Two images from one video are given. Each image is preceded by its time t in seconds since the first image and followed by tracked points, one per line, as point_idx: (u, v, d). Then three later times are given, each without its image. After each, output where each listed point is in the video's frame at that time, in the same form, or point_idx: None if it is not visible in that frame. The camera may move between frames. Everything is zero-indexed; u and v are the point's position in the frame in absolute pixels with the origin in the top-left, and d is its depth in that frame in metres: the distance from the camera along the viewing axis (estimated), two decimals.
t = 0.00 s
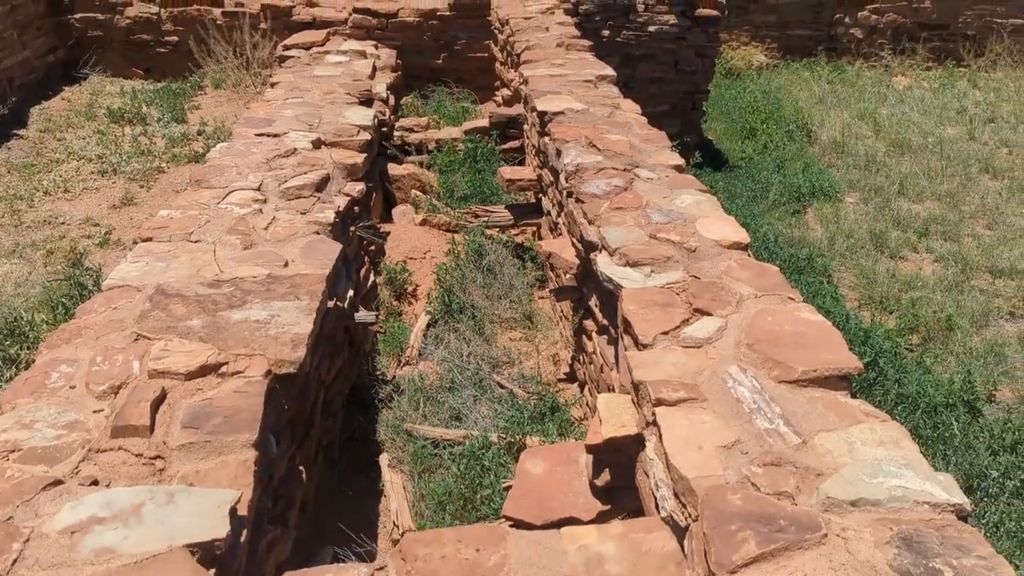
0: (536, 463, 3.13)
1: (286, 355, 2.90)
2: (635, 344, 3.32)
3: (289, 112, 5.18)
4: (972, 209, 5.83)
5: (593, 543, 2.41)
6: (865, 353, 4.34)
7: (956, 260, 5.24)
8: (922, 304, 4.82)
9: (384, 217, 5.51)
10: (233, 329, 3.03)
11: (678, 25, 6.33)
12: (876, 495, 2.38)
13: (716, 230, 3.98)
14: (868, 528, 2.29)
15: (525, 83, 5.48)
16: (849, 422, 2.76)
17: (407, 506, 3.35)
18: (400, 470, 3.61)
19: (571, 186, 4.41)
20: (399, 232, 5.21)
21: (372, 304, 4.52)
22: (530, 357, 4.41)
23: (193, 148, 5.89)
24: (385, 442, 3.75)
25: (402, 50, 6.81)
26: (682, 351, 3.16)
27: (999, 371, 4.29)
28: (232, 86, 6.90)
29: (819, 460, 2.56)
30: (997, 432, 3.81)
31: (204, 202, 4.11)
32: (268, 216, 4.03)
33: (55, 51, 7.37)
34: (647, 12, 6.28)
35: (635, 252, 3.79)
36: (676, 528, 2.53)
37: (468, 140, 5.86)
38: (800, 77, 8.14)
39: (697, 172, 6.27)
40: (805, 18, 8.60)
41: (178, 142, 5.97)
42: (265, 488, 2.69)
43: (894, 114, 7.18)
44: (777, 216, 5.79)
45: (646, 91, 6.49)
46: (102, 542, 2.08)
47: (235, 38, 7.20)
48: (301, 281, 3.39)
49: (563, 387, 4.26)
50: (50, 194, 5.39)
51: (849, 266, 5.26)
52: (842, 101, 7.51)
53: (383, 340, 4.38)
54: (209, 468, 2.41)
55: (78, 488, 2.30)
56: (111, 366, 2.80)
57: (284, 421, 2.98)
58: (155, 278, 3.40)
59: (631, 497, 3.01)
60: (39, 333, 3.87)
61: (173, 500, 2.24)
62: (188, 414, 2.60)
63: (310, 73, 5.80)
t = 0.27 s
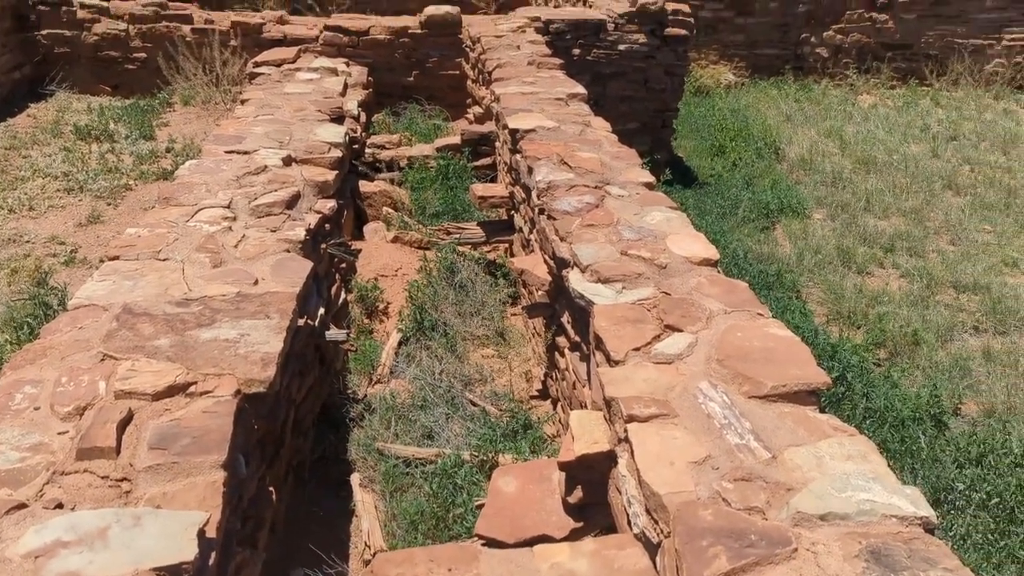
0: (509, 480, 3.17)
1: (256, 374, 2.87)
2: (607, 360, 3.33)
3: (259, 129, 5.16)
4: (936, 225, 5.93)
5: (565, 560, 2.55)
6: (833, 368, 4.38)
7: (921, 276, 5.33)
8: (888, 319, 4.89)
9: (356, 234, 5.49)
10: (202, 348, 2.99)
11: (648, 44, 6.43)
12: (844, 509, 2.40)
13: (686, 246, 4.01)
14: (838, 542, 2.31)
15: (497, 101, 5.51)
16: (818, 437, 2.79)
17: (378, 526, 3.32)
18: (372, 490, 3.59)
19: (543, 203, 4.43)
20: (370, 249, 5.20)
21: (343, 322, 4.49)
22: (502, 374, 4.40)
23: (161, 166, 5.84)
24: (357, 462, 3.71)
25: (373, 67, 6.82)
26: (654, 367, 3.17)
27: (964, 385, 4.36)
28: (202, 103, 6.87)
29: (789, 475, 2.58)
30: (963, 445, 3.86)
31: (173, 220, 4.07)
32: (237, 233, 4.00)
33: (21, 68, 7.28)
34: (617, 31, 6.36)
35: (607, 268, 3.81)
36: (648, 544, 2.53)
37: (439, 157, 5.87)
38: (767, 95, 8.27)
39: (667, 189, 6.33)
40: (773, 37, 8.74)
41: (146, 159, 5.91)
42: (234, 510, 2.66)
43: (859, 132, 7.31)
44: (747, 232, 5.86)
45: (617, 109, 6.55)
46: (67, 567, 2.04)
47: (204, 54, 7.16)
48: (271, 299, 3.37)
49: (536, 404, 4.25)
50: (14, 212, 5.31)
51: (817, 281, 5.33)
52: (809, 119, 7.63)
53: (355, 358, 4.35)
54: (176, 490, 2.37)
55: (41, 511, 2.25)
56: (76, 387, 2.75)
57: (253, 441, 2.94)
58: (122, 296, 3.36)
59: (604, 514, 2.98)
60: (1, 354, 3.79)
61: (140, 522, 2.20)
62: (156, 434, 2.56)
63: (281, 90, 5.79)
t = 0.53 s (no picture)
0: (474, 504, 3.14)
1: (218, 400, 2.84)
2: (572, 381, 3.34)
3: (222, 151, 5.12)
4: (893, 245, 6.06)
5: None
6: (795, 387, 4.44)
7: (879, 295, 5.44)
8: (848, 338, 4.98)
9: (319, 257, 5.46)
10: (162, 373, 2.95)
11: (610, 67, 6.51)
12: (806, 527, 2.43)
13: (649, 268, 4.05)
14: (799, 561, 2.33)
15: (462, 123, 5.53)
16: (780, 456, 2.82)
17: (342, 552, 3.29)
18: (336, 516, 3.55)
19: (508, 225, 4.44)
20: (334, 271, 5.17)
21: (307, 345, 4.45)
22: (468, 397, 4.39)
23: (121, 188, 5.76)
24: (320, 487, 3.67)
25: (338, 90, 6.82)
26: (618, 388, 3.19)
27: (922, 402, 4.44)
28: (163, 124, 6.81)
29: (751, 494, 2.60)
30: (921, 461, 3.92)
31: (132, 243, 4.02)
32: (199, 256, 3.95)
33: None
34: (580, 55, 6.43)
35: (571, 290, 3.83)
36: (613, 566, 2.54)
37: (404, 179, 5.88)
38: (728, 118, 8.42)
39: (630, 211, 6.39)
40: (733, 61, 8.90)
41: (105, 182, 5.83)
42: (195, 538, 2.61)
43: (818, 154, 7.46)
44: (709, 253, 5.94)
45: (581, 131, 6.61)
46: None
47: (166, 76, 7.10)
48: (233, 323, 3.33)
49: (502, 427, 4.24)
50: None
51: (779, 300, 5.41)
52: (769, 142, 7.77)
53: (318, 381, 4.31)
54: (135, 519, 2.32)
55: None
56: (32, 415, 2.69)
57: (215, 468, 2.89)
58: (79, 321, 3.30)
59: (569, 537, 2.96)
60: None
61: (96, 553, 2.15)
62: (114, 462, 2.51)
63: (244, 112, 5.76)
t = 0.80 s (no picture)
0: (438, 529, 3.18)
1: (175, 428, 2.79)
2: (535, 405, 3.33)
3: (181, 175, 5.06)
4: (850, 266, 6.18)
5: None
6: (756, 407, 4.48)
7: (836, 315, 5.54)
8: (807, 358, 5.05)
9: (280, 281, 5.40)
10: (117, 402, 2.89)
11: (572, 92, 6.57)
12: (767, 547, 2.45)
13: (611, 290, 4.07)
14: None
15: (424, 147, 5.54)
16: (740, 476, 2.84)
17: None
18: (296, 544, 3.49)
19: (470, 248, 4.45)
20: (295, 296, 5.13)
21: (267, 371, 4.39)
22: (431, 422, 4.37)
23: (77, 213, 5.66)
24: (281, 515, 3.61)
25: (299, 113, 6.80)
26: (581, 412, 3.20)
27: (879, 421, 4.51)
28: (120, 147, 6.74)
29: (713, 515, 2.62)
30: (880, 479, 3.98)
31: (88, 269, 3.94)
32: (156, 282, 3.90)
33: None
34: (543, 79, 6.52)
35: (534, 313, 3.84)
36: None
37: (367, 202, 5.87)
38: (687, 141, 8.55)
39: (593, 233, 6.44)
40: (692, 86, 9.05)
41: (60, 206, 5.73)
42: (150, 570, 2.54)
43: (776, 177, 7.60)
44: (671, 274, 6.00)
45: (543, 154, 6.65)
46: None
47: (123, 99, 7.02)
48: (191, 349, 3.27)
49: (465, 451, 4.22)
50: None
51: (739, 321, 5.48)
52: (728, 165, 7.90)
53: (279, 408, 4.25)
54: (90, 552, 2.26)
55: None
56: None
57: (172, 497, 2.84)
58: (31, 349, 3.22)
59: (532, 562, 2.94)
60: None
61: None
62: (68, 494, 2.45)
63: (204, 135, 5.71)
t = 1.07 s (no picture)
0: (398, 559, 3.14)
1: (129, 459, 2.73)
2: (497, 430, 3.33)
3: (136, 200, 4.98)
4: (805, 287, 6.29)
5: None
6: (716, 428, 4.51)
7: (793, 335, 5.63)
8: (765, 378, 5.11)
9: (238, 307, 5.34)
10: (69, 434, 2.82)
11: (532, 116, 6.62)
12: (726, 570, 2.46)
13: (572, 314, 4.08)
14: None
15: (384, 171, 5.54)
16: (700, 499, 2.86)
17: None
18: None
19: (431, 273, 4.44)
20: (253, 322, 5.07)
21: (224, 400, 4.31)
22: (391, 448, 4.33)
23: (27, 239, 5.54)
24: (238, 547, 3.54)
25: (257, 137, 6.75)
26: (542, 437, 3.19)
27: (836, 441, 4.58)
28: (73, 172, 6.66)
29: (673, 539, 2.63)
30: (837, 498, 4.03)
31: (38, 297, 3.85)
32: (110, 310, 3.82)
33: None
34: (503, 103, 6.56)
35: (495, 338, 3.83)
36: None
37: (326, 227, 5.85)
38: (646, 164, 8.67)
39: (554, 256, 6.47)
40: (650, 110, 9.19)
41: (10, 233, 5.60)
42: None
43: (733, 200, 7.73)
44: (632, 296, 6.04)
45: (504, 177, 6.68)
46: None
47: (77, 123, 6.91)
48: (146, 378, 3.21)
49: (426, 477, 4.19)
50: None
51: (699, 342, 5.54)
52: (686, 188, 8.01)
53: (237, 436, 4.18)
54: None
55: None
56: None
57: (125, 531, 2.76)
58: None
59: None
60: None
61: None
62: (17, 530, 2.38)
63: (160, 160, 5.63)
